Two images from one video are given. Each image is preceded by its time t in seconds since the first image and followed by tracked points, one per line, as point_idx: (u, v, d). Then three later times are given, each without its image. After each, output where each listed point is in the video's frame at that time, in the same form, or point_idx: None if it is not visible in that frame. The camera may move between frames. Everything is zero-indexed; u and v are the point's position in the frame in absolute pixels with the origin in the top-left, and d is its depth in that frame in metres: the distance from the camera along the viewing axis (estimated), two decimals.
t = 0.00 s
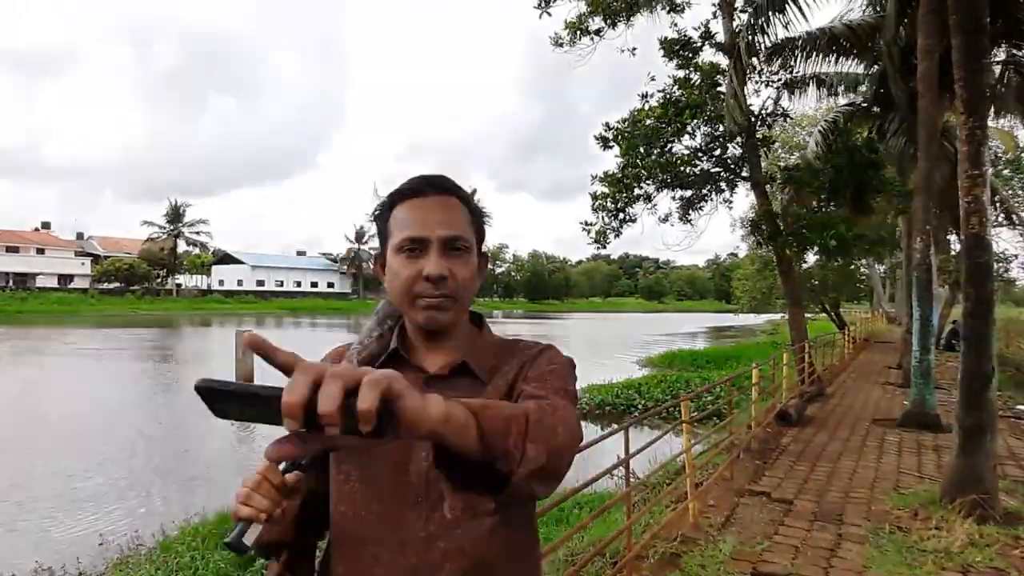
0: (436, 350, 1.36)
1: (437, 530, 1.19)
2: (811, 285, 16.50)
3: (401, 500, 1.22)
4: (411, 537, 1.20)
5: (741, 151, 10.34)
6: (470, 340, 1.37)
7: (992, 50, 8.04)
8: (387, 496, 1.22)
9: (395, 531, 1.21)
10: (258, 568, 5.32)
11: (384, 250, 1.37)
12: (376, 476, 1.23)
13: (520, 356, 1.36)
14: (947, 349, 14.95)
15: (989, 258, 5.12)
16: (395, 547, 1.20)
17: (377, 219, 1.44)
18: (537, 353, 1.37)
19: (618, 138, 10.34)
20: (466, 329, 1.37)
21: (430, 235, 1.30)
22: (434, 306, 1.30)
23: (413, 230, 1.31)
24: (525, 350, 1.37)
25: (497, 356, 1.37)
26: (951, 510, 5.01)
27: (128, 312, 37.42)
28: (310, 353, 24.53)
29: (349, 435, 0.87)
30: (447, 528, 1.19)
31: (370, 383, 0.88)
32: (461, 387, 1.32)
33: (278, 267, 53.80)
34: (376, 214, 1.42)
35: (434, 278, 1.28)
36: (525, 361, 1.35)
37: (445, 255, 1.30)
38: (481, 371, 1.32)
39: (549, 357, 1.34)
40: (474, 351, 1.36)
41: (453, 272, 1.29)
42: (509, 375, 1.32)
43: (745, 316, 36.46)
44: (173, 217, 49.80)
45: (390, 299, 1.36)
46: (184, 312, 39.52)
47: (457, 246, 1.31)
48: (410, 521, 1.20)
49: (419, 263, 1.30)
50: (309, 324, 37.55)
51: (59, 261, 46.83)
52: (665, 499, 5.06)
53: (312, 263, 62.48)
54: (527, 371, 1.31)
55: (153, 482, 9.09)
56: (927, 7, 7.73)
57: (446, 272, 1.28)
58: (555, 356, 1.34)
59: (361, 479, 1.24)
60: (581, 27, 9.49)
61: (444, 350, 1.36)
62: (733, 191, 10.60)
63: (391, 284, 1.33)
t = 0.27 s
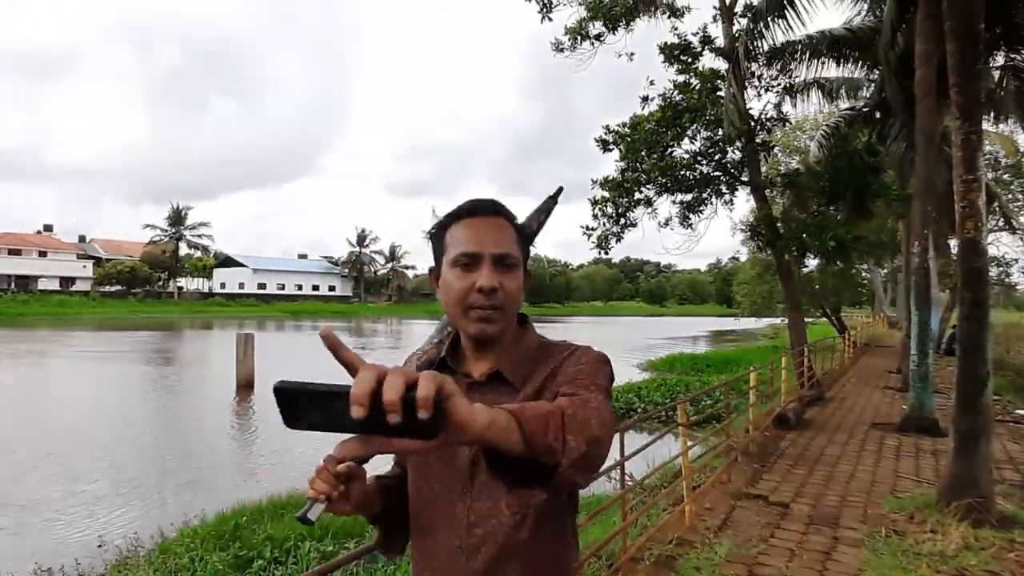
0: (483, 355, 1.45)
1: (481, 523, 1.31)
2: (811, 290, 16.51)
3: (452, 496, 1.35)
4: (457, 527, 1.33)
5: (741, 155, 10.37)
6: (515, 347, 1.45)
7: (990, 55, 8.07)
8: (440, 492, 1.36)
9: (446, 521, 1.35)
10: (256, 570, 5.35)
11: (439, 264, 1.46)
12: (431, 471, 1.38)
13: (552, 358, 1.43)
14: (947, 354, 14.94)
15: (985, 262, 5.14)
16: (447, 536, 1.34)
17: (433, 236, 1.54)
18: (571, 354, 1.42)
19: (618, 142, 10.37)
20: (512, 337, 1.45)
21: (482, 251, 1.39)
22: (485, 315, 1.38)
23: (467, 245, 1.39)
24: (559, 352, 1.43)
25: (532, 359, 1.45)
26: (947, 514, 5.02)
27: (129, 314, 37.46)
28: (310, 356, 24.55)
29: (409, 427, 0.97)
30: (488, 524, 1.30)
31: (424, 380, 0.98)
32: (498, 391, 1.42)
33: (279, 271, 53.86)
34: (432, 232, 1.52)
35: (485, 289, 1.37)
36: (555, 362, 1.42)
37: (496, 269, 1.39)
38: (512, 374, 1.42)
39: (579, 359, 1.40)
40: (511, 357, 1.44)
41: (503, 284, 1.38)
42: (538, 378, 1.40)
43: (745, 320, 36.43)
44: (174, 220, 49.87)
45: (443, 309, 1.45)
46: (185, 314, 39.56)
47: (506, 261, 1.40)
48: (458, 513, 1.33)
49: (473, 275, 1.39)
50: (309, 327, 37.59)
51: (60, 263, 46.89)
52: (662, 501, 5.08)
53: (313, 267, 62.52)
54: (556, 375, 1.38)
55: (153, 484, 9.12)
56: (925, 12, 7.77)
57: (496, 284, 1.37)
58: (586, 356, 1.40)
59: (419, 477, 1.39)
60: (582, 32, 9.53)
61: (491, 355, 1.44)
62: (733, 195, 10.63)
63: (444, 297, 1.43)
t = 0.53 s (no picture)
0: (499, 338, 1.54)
1: (501, 483, 1.43)
2: (811, 293, 16.51)
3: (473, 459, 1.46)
4: (478, 488, 1.45)
5: (741, 159, 10.38)
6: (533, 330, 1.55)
7: (989, 59, 8.09)
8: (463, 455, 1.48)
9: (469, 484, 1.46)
10: (255, 571, 5.37)
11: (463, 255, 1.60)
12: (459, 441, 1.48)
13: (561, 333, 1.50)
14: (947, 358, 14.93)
15: (982, 266, 5.16)
16: (471, 496, 1.45)
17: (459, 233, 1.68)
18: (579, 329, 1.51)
19: (618, 146, 10.39)
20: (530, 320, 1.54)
21: (502, 239, 1.53)
22: (504, 297, 1.48)
23: (489, 233, 1.54)
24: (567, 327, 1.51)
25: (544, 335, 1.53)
26: (945, 517, 5.02)
27: (129, 316, 37.48)
28: (312, 358, 24.58)
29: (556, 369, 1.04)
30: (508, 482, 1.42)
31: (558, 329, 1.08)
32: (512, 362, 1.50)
33: (280, 273, 53.91)
34: (459, 227, 1.66)
35: (504, 271, 1.48)
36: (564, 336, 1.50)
37: (514, 255, 1.51)
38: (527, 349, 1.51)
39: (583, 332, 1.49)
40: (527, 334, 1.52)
41: (520, 267, 1.50)
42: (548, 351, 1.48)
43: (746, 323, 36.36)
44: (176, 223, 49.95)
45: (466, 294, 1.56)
46: (185, 316, 39.59)
47: (523, 248, 1.53)
48: (483, 473, 1.44)
49: (492, 260, 1.51)
50: (310, 329, 37.60)
51: (61, 265, 46.96)
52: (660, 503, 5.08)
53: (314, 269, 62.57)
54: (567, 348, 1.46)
55: (155, 485, 9.15)
56: (924, 16, 7.78)
57: (514, 267, 1.48)
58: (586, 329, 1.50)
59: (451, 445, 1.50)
60: (582, 35, 9.56)
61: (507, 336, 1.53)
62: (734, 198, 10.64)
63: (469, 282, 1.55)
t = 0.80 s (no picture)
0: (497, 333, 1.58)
1: (493, 480, 1.50)
2: (813, 298, 16.49)
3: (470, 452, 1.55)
4: (473, 481, 1.54)
5: (742, 163, 10.39)
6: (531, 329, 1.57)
7: (989, 64, 8.10)
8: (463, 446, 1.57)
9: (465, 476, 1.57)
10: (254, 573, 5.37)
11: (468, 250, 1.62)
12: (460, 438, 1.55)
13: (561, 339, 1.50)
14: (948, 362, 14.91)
15: (982, 269, 5.16)
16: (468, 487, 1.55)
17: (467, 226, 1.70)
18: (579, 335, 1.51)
19: (619, 150, 10.39)
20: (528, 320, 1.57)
21: (506, 238, 1.55)
22: (502, 294, 1.52)
23: (491, 233, 1.56)
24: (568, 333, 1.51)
25: (543, 335, 1.52)
26: (945, 522, 5.01)
27: (130, 319, 37.48)
28: (313, 361, 24.58)
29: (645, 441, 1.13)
30: (500, 479, 1.49)
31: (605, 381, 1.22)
32: (508, 363, 1.52)
33: (281, 276, 53.94)
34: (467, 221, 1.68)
35: (504, 271, 1.51)
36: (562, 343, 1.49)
37: (516, 255, 1.54)
38: (525, 352, 1.50)
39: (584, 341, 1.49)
40: (526, 336, 1.53)
41: (520, 268, 1.53)
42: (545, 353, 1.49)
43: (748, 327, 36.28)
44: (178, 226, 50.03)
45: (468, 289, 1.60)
46: (186, 319, 39.57)
47: (525, 249, 1.55)
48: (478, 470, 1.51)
49: (494, 258, 1.54)
50: (311, 333, 37.59)
51: (63, 268, 47.01)
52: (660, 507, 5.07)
53: (315, 272, 62.60)
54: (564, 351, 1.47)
55: (155, 488, 9.15)
56: (925, 21, 7.80)
57: (514, 267, 1.52)
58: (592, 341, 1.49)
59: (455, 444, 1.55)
60: (583, 40, 9.58)
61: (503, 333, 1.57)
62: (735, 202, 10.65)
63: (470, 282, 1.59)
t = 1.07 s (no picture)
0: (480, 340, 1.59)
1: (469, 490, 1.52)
2: (814, 301, 16.46)
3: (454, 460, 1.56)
4: (457, 489, 1.55)
5: (743, 165, 10.37)
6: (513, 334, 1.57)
7: (992, 66, 8.08)
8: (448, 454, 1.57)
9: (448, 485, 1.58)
10: None
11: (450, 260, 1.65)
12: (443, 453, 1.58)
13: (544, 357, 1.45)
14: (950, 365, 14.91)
15: (984, 271, 5.15)
16: (453, 494, 1.57)
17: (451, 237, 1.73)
18: (564, 354, 1.44)
19: (621, 153, 10.37)
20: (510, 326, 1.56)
21: (482, 246, 1.57)
22: (479, 300, 1.54)
23: (470, 240, 1.57)
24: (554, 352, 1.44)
25: (524, 344, 1.50)
26: (945, 526, 4.99)
27: (131, 321, 37.48)
28: (314, 363, 24.57)
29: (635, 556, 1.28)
30: (480, 495, 1.50)
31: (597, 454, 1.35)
32: (491, 372, 1.50)
33: (282, 278, 53.96)
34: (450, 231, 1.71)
35: (481, 278, 1.53)
36: (547, 365, 1.43)
37: (492, 262, 1.56)
38: (506, 361, 1.48)
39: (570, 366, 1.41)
40: (507, 345, 1.51)
41: (496, 274, 1.54)
42: (525, 372, 1.44)
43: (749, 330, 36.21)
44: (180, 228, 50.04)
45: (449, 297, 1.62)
46: (187, 321, 39.57)
47: (501, 255, 1.57)
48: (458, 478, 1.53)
49: (470, 265, 1.56)
50: (312, 335, 37.57)
51: (65, 270, 47.03)
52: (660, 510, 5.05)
53: (317, 274, 62.63)
54: (549, 379, 1.41)
55: (155, 490, 9.14)
56: (926, 24, 7.80)
57: (490, 273, 1.54)
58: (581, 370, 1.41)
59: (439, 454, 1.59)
60: (584, 43, 9.58)
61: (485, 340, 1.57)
62: (736, 206, 10.63)
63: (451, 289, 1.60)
